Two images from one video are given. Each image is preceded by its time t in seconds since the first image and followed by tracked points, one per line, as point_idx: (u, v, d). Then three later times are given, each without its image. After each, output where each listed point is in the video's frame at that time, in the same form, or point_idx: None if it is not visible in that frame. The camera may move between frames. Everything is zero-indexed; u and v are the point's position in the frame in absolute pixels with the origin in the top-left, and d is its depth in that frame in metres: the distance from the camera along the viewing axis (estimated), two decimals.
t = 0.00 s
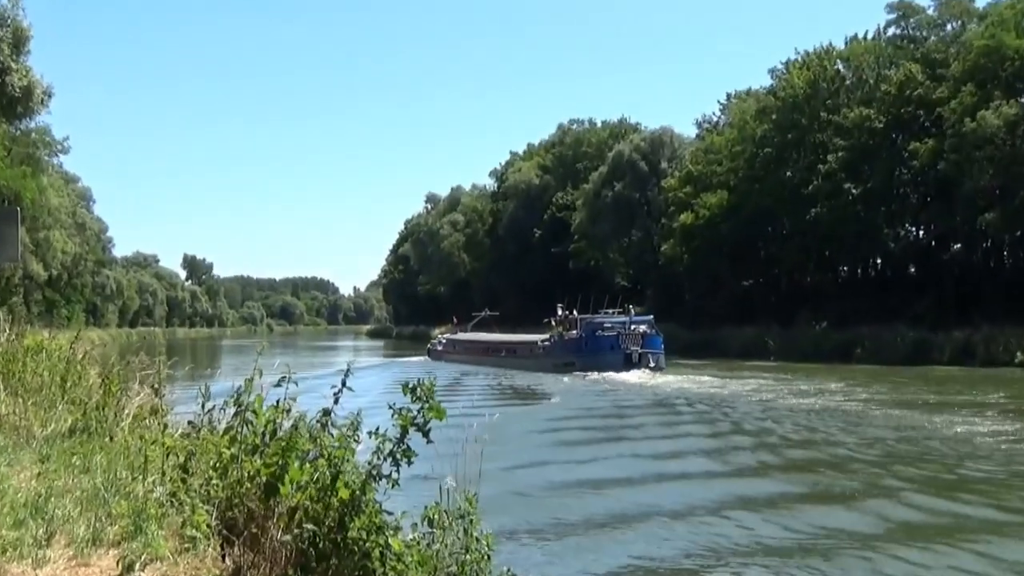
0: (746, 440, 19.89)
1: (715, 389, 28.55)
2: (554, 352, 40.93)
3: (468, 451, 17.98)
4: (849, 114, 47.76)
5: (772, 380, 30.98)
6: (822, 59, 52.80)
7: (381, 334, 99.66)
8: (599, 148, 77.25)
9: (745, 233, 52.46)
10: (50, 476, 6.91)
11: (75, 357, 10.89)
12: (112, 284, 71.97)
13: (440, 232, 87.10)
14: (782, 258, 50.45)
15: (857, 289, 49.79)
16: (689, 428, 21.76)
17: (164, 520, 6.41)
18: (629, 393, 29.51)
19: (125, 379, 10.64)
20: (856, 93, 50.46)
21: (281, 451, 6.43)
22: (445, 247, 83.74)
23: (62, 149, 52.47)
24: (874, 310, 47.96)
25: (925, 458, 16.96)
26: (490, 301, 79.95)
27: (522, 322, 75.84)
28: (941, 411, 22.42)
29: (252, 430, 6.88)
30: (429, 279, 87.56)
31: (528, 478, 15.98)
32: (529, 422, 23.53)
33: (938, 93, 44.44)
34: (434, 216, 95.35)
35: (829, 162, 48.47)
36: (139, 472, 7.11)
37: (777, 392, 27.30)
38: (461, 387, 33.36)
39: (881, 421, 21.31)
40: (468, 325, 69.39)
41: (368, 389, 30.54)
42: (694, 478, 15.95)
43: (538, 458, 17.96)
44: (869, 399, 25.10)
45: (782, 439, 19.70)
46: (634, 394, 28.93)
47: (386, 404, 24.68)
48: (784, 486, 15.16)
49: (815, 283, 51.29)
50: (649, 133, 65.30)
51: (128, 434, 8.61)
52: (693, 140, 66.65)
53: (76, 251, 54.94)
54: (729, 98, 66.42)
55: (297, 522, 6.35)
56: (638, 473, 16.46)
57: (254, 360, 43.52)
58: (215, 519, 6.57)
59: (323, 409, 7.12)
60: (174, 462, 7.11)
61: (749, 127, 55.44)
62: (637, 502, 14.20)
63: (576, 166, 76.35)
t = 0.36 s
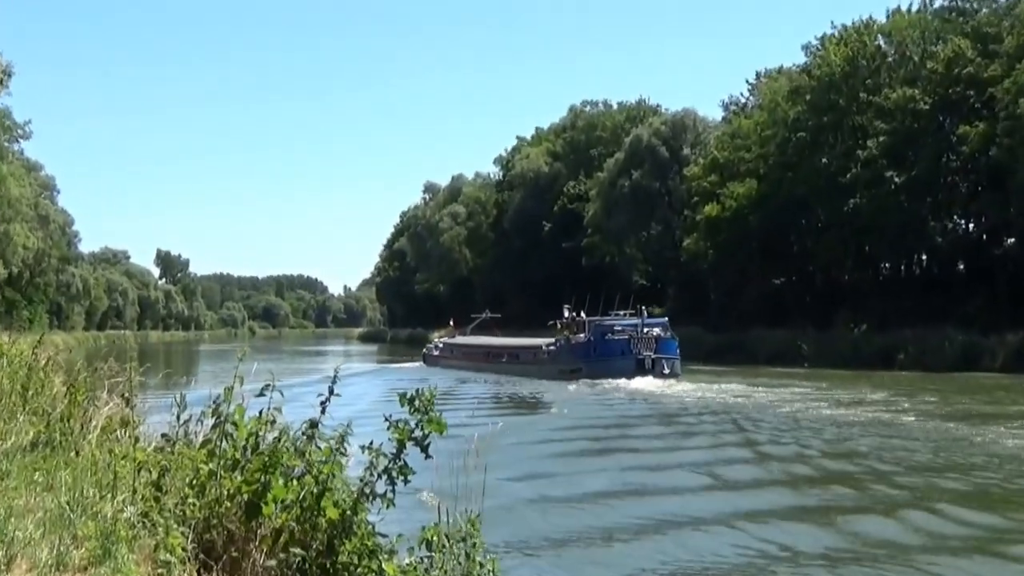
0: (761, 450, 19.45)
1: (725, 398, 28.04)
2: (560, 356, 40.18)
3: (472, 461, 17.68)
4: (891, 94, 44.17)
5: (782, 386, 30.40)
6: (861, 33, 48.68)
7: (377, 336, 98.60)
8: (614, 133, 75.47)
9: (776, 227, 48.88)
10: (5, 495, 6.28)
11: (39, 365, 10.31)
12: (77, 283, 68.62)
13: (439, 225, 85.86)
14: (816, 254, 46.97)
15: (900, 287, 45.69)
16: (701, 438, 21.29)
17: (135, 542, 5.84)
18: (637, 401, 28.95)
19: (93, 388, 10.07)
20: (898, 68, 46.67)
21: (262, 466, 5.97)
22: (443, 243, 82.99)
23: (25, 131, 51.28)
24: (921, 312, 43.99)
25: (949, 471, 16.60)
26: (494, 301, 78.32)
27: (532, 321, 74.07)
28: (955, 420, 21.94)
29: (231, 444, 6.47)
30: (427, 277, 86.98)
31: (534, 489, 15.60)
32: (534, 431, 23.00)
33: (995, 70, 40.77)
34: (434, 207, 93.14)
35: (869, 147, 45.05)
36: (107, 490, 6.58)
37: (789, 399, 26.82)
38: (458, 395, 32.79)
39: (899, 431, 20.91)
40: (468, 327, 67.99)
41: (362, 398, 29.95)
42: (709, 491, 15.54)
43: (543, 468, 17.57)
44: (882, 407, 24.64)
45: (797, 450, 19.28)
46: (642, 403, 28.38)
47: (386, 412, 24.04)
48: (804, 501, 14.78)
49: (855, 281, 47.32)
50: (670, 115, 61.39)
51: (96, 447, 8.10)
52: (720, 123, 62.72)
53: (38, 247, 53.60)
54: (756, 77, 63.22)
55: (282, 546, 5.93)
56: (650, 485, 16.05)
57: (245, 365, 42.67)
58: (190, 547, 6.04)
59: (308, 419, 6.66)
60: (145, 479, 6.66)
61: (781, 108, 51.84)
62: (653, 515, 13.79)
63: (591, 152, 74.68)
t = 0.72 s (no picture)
0: (765, 460, 19.24)
1: (729, 405, 27.81)
2: (565, 361, 39.72)
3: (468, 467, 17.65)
4: (930, 76, 43.34)
5: (791, 393, 29.99)
6: (897, 8, 47.07)
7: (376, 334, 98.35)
8: (628, 118, 72.76)
9: (803, 221, 47.71)
10: None
11: (5, 369, 10.07)
12: (44, 280, 69.24)
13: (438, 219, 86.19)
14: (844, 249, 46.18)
15: (937, 287, 45.02)
16: (704, 446, 21.10)
17: (109, 563, 5.48)
18: (640, 408, 28.68)
19: (61, 395, 9.89)
20: (932, 53, 45.97)
21: (245, 481, 5.93)
22: (443, 237, 83.05)
23: None
24: (960, 312, 43.36)
25: (957, 484, 16.42)
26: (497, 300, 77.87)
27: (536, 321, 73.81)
28: (967, 430, 21.57)
29: (211, 454, 6.25)
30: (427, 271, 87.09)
31: (530, 497, 15.54)
32: (534, 438, 22.77)
33: None
34: (433, 199, 92.51)
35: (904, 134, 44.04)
36: (77, 506, 6.30)
37: (794, 406, 26.57)
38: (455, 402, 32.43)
39: (906, 440, 20.70)
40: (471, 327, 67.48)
41: (354, 403, 29.64)
42: (713, 503, 15.37)
43: (540, 475, 17.48)
44: (893, 415, 24.26)
45: (802, 461, 19.09)
46: (644, 410, 28.12)
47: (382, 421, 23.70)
48: (810, 515, 14.61)
49: (888, 280, 45.28)
50: (689, 99, 60.65)
51: (65, 458, 7.90)
52: (743, 107, 61.76)
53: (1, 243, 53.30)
54: (783, 57, 61.92)
55: (269, 565, 5.93)
56: (652, 495, 15.89)
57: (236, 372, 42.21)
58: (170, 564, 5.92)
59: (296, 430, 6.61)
60: (118, 493, 6.43)
61: (808, 92, 50.73)
62: (656, 531, 13.62)
63: (602, 139, 72.76)
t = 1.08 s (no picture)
0: (762, 458, 19.22)
1: (726, 404, 27.81)
2: (562, 360, 39.69)
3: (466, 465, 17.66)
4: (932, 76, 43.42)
5: (788, 393, 29.97)
6: (899, 8, 47.11)
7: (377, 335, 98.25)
8: (630, 118, 72.72)
9: (806, 220, 47.67)
10: None
11: (7, 370, 10.10)
12: (47, 280, 68.71)
13: (441, 219, 86.22)
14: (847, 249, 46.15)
15: (941, 287, 45.02)
16: (701, 444, 21.04)
17: (112, 562, 5.49)
18: (637, 407, 28.66)
19: (65, 394, 9.92)
20: (936, 52, 45.81)
21: (249, 480, 5.92)
22: (444, 236, 82.96)
23: None
24: (963, 312, 43.37)
25: (954, 482, 16.37)
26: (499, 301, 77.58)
27: (539, 321, 73.79)
28: (964, 430, 21.58)
29: (213, 454, 6.24)
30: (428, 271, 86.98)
31: (528, 493, 15.54)
32: (530, 436, 22.75)
33: None
34: (434, 199, 92.51)
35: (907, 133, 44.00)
36: (80, 506, 6.32)
37: (791, 406, 26.54)
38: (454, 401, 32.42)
39: (904, 439, 20.66)
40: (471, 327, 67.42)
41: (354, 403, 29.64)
42: (710, 499, 15.33)
43: (538, 473, 17.49)
44: (890, 415, 24.24)
45: (798, 458, 19.08)
46: (641, 409, 28.09)
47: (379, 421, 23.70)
48: (806, 511, 14.55)
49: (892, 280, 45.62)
50: (691, 98, 60.57)
51: (68, 458, 7.92)
52: (746, 107, 61.61)
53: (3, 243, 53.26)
54: (785, 57, 61.83)
55: (272, 563, 5.93)
56: (648, 492, 15.85)
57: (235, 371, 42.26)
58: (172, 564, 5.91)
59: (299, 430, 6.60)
60: (121, 493, 6.44)
61: (810, 93, 50.66)
62: (652, 526, 13.59)
63: (604, 139, 72.79)
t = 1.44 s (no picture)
0: (762, 457, 19.20)
1: (727, 404, 27.79)
2: (561, 360, 39.69)
3: (468, 464, 17.72)
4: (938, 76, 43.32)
5: (788, 393, 29.89)
6: (905, 8, 47.00)
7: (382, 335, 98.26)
8: (636, 118, 72.73)
9: (811, 220, 47.54)
10: None
11: (14, 370, 10.17)
12: (53, 280, 68.75)
13: (446, 219, 86.02)
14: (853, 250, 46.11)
15: (947, 287, 44.72)
16: (701, 444, 21.03)
17: (118, 562, 5.51)
18: (636, 406, 28.65)
19: (71, 394, 9.98)
20: (942, 52, 45.75)
21: (255, 480, 5.94)
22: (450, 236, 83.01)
23: None
24: (968, 312, 43.41)
25: (954, 481, 16.33)
26: (504, 301, 77.48)
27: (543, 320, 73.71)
28: (965, 430, 21.52)
29: (219, 454, 6.25)
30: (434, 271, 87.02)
31: (529, 490, 15.58)
32: (531, 435, 22.74)
33: None
34: (440, 199, 92.53)
35: (913, 133, 43.97)
36: (87, 506, 6.34)
37: (792, 406, 26.51)
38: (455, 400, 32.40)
39: (904, 439, 20.61)
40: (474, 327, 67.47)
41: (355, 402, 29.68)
42: (709, 498, 15.33)
43: (540, 471, 17.53)
44: (890, 415, 24.21)
45: (798, 458, 19.05)
46: (642, 409, 28.06)
47: (381, 420, 23.73)
48: (806, 509, 14.53)
49: (897, 280, 45.54)
50: (696, 98, 60.49)
51: (74, 458, 7.96)
52: (751, 107, 61.53)
53: (8, 242, 53.32)
54: (790, 58, 61.74)
55: (278, 562, 5.96)
56: (649, 491, 15.86)
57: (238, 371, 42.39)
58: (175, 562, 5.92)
59: (305, 430, 6.62)
60: (127, 493, 6.46)
61: (817, 93, 50.61)
62: (652, 523, 13.58)
63: (610, 139, 72.82)
